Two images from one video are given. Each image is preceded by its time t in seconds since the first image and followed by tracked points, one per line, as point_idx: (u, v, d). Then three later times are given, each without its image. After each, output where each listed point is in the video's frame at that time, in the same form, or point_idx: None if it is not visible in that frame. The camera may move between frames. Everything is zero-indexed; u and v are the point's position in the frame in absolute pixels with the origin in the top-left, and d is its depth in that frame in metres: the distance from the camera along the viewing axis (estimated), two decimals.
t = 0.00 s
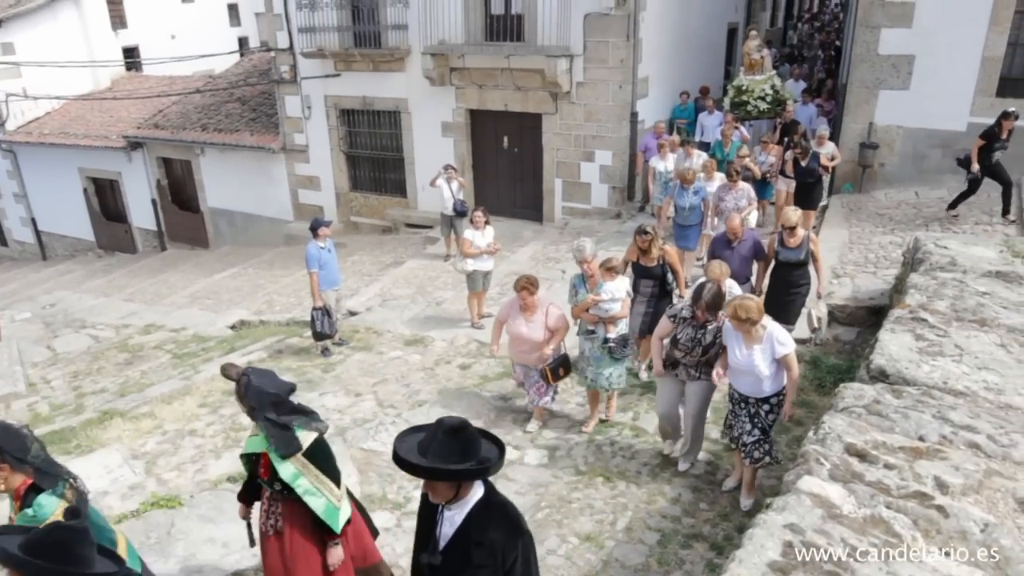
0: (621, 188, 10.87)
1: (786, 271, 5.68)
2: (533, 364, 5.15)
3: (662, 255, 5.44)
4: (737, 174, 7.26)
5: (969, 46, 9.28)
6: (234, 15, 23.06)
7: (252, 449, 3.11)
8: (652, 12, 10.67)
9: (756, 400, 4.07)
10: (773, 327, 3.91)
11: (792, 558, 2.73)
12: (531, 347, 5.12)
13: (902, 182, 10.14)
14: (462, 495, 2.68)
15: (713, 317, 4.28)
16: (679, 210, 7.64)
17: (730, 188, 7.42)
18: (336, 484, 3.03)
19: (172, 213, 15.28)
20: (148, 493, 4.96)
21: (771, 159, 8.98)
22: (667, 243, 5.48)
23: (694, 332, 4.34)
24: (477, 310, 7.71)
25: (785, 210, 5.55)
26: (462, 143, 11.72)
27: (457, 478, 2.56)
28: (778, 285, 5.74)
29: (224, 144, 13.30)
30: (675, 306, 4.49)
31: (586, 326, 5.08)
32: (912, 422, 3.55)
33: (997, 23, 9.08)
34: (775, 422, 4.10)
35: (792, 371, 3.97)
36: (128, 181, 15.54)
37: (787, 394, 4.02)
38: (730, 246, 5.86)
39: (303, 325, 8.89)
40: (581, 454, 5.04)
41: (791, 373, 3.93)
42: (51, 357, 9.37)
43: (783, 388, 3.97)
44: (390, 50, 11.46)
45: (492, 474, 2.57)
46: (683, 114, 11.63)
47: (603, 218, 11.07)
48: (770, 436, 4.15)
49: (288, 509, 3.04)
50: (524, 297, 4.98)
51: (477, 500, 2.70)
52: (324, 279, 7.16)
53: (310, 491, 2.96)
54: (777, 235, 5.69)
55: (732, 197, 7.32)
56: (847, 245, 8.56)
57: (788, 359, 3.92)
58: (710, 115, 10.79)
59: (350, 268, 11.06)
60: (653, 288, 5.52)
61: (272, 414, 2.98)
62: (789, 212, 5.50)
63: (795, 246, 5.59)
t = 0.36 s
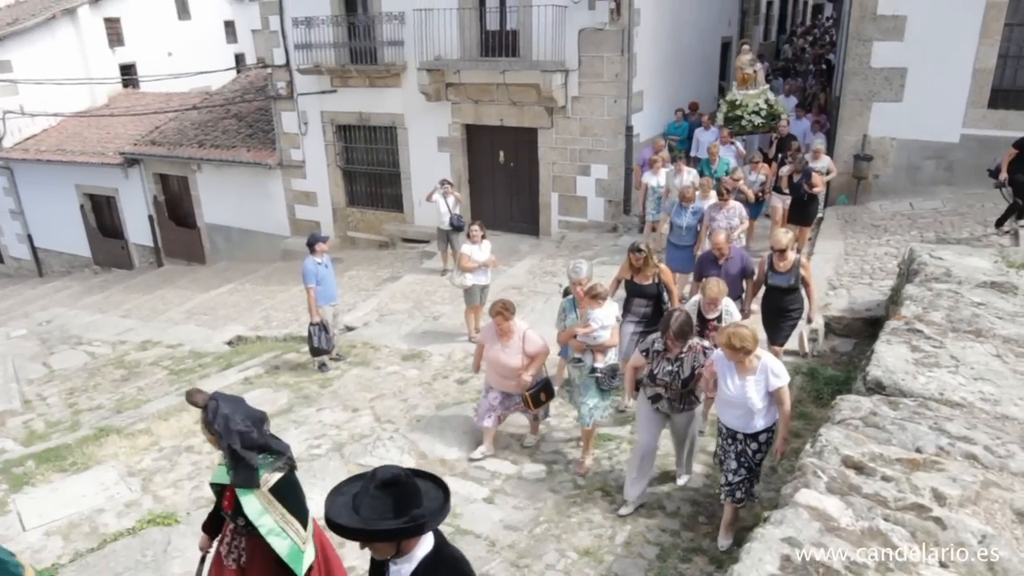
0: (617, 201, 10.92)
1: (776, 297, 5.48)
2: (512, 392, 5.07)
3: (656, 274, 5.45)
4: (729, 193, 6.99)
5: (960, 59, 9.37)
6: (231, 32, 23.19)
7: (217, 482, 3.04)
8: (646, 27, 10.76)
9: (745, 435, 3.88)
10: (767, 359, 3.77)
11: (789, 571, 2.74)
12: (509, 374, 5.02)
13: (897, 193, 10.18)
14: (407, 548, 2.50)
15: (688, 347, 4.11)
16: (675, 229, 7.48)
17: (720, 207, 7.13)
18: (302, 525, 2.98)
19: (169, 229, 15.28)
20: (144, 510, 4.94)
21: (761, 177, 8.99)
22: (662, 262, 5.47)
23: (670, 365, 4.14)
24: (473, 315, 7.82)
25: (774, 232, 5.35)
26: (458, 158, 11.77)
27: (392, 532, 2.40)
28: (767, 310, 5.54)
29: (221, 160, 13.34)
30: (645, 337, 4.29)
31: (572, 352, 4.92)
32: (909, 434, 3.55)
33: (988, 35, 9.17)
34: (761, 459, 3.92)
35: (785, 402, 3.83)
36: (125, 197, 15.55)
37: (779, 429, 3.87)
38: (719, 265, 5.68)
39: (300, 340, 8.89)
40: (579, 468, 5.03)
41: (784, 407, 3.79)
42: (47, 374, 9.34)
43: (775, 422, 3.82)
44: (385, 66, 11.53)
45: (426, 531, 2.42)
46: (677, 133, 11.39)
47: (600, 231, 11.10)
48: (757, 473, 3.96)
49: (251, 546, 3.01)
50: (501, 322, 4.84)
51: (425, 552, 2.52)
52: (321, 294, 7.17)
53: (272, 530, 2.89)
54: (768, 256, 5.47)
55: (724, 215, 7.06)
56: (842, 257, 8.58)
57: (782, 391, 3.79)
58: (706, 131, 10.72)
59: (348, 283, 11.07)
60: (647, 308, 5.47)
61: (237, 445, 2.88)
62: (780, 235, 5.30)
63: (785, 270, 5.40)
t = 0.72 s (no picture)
0: (615, 211, 10.93)
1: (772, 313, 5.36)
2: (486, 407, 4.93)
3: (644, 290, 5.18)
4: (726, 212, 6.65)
5: (955, 69, 9.42)
6: (228, 44, 23.28)
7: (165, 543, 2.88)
8: (643, 38, 10.81)
9: (737, 458, 3.82)
10: (760, 382, 3.67)
11: None
12: (481, 388, 4.91)
13: (894, 202, 10.20)
14: None
15: (651, 354, 4.01)
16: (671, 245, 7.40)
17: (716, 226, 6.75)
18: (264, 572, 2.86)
19: (166, 240, 15.27)
20: (141, 523, 4.90)
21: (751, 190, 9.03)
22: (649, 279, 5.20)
23: (630, 374, 4.04)
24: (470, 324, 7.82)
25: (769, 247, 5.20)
26: (456, 169, 11.80)
27: None
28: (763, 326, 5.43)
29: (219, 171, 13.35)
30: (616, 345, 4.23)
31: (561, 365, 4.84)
32: (908, 443, 3.55)
33: (982, 45, 9.22)
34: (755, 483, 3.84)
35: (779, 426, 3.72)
36: (122, 208, 15.55)
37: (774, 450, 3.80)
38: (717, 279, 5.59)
39: (298, 351, 8.87)
40: (577, 477, 5.02)
41: (778, 430, 3.69)
42: (43, 386, 9.29)
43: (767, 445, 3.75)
44: (383, 77, 11.57)
45: None
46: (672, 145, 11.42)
47: (597, 241, 11.12)
48: (757, 495, 3.88)
49: None
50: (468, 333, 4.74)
51: None
52: (318, 305, 7.16)
53: None
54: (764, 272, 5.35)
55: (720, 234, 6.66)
56: (840, 265, 8.59)
57: (776, 416, 3.68)
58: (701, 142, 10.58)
59: (345, 293, 11.07)
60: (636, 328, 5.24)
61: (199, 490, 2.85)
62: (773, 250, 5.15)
63: (779, 285, 5.27)
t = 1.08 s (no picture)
0: (610, 216, 10.95)
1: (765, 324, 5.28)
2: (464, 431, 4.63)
3: (632, 300, 5.14)
4: (724, 221, 6.40)
5: (947, 73, 9.46)
6: (223, 50, 23.29)
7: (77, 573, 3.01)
8: (637, 43, 10.84)
9: (711, 487, 3.66)
10: (731, 409, 3.51)
11: None
12: (461, 411, 4.62)
13: (887, 206, 10.24)
14: None
15: (629, 382, 3.85)
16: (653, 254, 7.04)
17: (713, 234, 6.59)
18: None
19: (161, 246, 15.23)
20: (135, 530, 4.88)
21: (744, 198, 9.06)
22: (638, 288, 5.17)
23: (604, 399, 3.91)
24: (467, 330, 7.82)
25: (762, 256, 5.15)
26: (451, 174, 11.80)
27: None
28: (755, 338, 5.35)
29: (213, 176, 13.33)
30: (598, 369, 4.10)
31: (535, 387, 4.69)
32: (904, 447, 3.55)
33: (974, 49, 9.26)
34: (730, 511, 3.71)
35: (754, 454, 3.56)
36: (116, 214, 15.51)
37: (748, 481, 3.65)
38: (710, 286, 5.54)
39: (293, 357, 8.84)
40: (573, 484, 5.00)
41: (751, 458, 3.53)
42: (36, 393, 9.24)
43: (741, 475, 3.60)
44: (378, 83, 11.58)
45: None
46: (660, 154, 11.20)
47: (592, 246, 11.13)
48: (733, 520, 3.76)
49: None
50: (449, 354, 4.44)
51: None
52: (313, 310, 7.14)
53: None
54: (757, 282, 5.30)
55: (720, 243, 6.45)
56: (835, 269, 8.61)
57: (749, 444, 3.52)
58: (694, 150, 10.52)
59: (340, 299, 11.05)
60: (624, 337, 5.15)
61: (113, 522, 2.91)
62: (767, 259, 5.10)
63: (773, 296, 5.20)
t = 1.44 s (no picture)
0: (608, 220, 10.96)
1: (757, 338, 4.99)
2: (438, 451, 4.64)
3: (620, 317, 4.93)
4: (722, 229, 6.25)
5: (943, 76, 9.48)
6: (220, 55, 23.31)
7: None
8: (633, 47, 10.87)
9: (691, 505, 3.60)
10: (704, 427, 3.43)
11: None
12: (432, 432, 4.59)
13: (884, 208, 10.25)
14: None
15: (610, 410, 3.70)
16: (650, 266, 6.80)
17: (712, 244, 6.36)
18: None
19: (158, 252, 15.22)
20: (133, 537, 4.86)
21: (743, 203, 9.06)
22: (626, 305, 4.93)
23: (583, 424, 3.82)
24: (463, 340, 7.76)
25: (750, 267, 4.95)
26: (448, 179, 11.81)
27: None
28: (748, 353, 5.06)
29: (211, 182, 13.32)
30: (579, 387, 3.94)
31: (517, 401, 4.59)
32: (903, 450, 3.54)
33: (969, 52, 9.30)
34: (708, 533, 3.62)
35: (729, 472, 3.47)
36: (114, 220, 15.50)
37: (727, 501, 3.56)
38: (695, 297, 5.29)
39: (291, 362, 8.84)
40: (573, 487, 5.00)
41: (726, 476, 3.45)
42: (34, 400, 9.23)
43: (716, 494, 3.50)
44: (375, 88, 11.59)
45: None
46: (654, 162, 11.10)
47: (590, 250, 11.14)
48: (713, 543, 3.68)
49: None
50: (412, 378, 4.39)
51: None
52: (311, 316, 7.14)
53: None
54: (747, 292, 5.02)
55: (717, 253, 6.27)
56: (832, 272, 8.62)
57: (725, 461, 3.44)
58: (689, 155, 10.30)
59: (338, 304, 11.05)
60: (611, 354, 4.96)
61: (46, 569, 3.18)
62: (754, 270, 4.90)
63: (764, 308, 4.93)
